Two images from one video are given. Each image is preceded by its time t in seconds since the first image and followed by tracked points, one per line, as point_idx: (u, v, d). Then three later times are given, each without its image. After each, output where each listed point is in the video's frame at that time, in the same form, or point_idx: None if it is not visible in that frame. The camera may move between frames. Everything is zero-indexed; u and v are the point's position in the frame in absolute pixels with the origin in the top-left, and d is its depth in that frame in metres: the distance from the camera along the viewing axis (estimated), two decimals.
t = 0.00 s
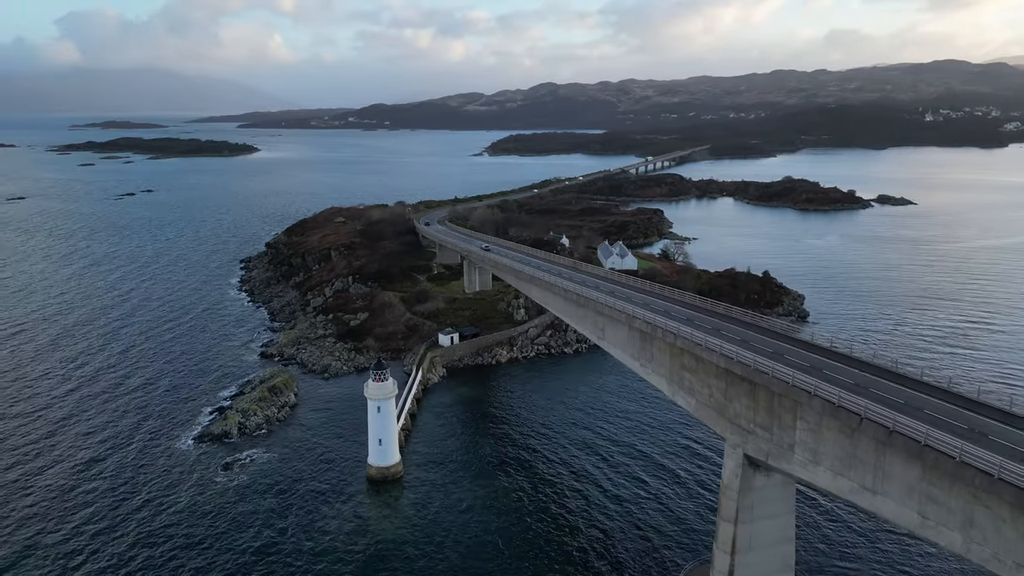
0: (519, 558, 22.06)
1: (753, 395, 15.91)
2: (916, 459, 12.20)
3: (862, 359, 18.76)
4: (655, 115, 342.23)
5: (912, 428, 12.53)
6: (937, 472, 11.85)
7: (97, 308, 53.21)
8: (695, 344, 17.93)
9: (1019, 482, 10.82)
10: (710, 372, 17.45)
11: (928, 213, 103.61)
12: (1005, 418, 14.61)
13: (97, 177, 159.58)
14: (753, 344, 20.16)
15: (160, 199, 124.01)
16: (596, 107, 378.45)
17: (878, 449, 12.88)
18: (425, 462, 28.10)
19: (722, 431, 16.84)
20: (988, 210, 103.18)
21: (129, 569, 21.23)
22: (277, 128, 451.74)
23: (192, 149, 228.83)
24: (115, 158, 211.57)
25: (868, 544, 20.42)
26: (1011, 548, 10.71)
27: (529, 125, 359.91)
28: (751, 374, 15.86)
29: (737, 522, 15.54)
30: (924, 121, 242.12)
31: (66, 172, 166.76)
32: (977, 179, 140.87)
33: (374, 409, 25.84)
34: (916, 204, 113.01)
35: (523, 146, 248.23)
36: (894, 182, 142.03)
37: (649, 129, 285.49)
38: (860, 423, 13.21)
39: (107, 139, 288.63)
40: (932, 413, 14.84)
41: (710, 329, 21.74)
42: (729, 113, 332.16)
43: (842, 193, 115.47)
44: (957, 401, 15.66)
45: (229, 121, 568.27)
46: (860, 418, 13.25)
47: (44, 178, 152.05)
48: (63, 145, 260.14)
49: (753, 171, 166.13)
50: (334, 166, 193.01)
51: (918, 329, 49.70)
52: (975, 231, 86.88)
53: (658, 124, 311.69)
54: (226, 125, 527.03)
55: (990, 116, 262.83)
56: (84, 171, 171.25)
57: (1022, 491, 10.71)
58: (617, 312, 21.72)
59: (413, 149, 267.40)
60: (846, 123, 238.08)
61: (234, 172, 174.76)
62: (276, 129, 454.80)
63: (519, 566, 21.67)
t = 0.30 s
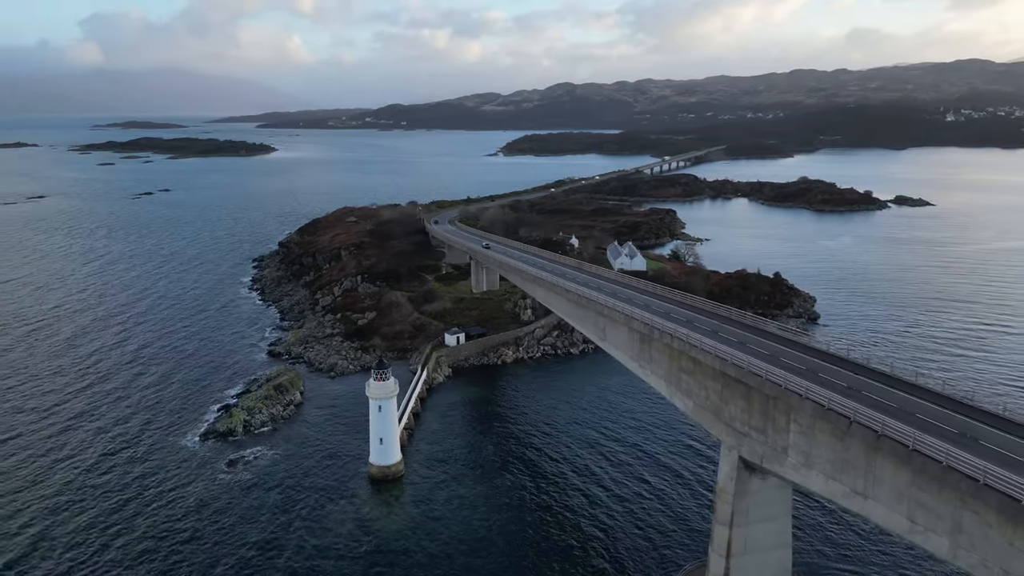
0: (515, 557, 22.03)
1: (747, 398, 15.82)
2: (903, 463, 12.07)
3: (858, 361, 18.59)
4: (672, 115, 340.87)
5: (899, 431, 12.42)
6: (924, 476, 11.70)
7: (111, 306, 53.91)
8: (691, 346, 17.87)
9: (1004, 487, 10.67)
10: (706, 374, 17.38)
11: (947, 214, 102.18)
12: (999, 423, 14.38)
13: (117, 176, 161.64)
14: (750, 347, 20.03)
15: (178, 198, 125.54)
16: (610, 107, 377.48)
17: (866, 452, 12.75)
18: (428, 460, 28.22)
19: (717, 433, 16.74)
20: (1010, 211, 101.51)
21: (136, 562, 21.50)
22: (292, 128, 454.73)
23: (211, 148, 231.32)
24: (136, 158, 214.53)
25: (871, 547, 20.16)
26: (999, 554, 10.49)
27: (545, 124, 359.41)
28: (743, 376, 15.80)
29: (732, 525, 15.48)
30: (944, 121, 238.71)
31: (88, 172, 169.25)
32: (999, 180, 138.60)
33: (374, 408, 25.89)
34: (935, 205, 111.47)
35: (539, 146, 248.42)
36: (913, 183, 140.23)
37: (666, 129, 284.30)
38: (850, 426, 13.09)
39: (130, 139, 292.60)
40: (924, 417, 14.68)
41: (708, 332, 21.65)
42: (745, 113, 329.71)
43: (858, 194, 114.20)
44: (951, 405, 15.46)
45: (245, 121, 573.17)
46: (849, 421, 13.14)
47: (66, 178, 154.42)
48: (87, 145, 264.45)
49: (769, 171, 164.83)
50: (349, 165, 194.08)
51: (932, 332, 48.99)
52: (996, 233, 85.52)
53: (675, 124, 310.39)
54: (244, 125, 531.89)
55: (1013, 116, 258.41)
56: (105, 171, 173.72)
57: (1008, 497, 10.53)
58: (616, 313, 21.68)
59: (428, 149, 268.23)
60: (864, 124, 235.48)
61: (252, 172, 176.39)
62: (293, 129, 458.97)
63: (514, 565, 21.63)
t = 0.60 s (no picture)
0: (510, 557, 22.02)
1: (739, 401, 15.77)
2: (889, 467, 11.96)
3: (852, 364, 18.49)
4: (687, 114, 339.05)
5: (885, 435, 12.32)
6: (908, 481, 11.58)
7: (125, 304, 54.62)
8: (686, 348, 17.83)
9: (987, 494, 10.55)
10: (700, 377, 17.32)
11: (965, 215, 100.99)
12: (989, 427, 14.25)
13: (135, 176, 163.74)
14: (746, 349, 19.94)
15: (193, 198, 126.86)
16: (624, 108, 376.84)
17: (854, 456, 12.65)
18: (430, 458, 28.33)
19: (711, 435, 16.67)
20: None
21: (140, 557, 21.73)
22: (307, 128, 458.02)
23: (228, 148, 233.41)
24: (155, 157, 217.28)
25: (872, 549, 19.95)
26: (984, 561, 10.36)
27: (558, 125, 359.38)
28: (735, 379, 15.75)
29: (725, 528, 15.37)
30: (963, 122, 235.84)
31: (108, 172, 171.75)
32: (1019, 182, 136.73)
33: (374, 406, 25.96)
34: (953, 206, 110.17)
35: (552, 146, 248.20)
36: (930, 184, 138.68)
37: (681, 129, 282.84)
38: (837, 430, 13.01)
39: (149, 139, 296.25)
40: (914, 421, 14.57)
41: (706, 334, 21.59)
42: (760, 113, 327.15)
43: (874, 195, 112.97)
44: (943, 409, 15.32)
45: (261, 121, 577.14)
46: (837, 425, 13.05)
47: (87, 177, 156.68)
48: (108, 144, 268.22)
49: (783, 172, 163.71)
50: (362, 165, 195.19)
51: (944, 334, 48.40)
52: (1014, 235, 84.39)
53: (690, 125, 308.76)
54: (260, 124, 537.59)
55: None
56: (124, 170, 175.85)
57: (990, 503, 10.41)
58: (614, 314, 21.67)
59: (442, 149, 269.01)
60: (880, 124, 233.23)
61: (267, 171, 178.12)
62: (308, 129, 462.14)
63: (509, 565, 21.63)
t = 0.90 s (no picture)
0: (504, 556, 22.03)
1: (731, 403, 15.70)
2: (872, 471, 11.91)
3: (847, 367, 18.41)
4: (701, 115, 337.23)
5: (872, 439, 12.25)
6: (892, 485, 11.49)
7: (137, 302, 55.24)
8: (681, 350, 17.76)
9: (968, 500, 10.44)
10: (695, 378, 17.22)
11: (982, 217, 99.71)
12: (979, 433, 14.15)
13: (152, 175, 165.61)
14: (740, 351, 19.91)
15: (209, 197, 128.06)
16: (636, 108, 375.89)
17: (841, 459, 12.56)
18: (431, 457, 28.35)
19: (705, 437, 16.58)
20: None
21: (146, 552, 21.89)
22: (320, 128, 460.66)
23: (244, 148, 235.29)
24: (172, 157, 219.59)
25: (874, 552, 19.72)
26: (968, 567, 10.21)
27: (571, 125, 359.00)
28: (727, 381, 15.71)
29: (719, 531, 15.22)
30: (982, 123, 232.73)
31: (125, 171, 173.84)
32: None
33: (374, 406, 26.02)
34: (971, 207, 108.73)
35: (567, 146, 248.04)
36: (948, 184, 137.03)
37: (696, 129, 281.22)
38: (824, 433, 12.94)
39: (167, 139, 299.66)
40: (903, 426, 14.49)
41: (703, 336, 21.55)
42: (776, 113, 324.40)
43: (890, 196, 111.68)
44: (936, 415, 15.19)
45: (277, 122, 581.52)
46: (824, 428, 12.98)
47: (105, 176, 158.78)
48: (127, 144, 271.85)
49: (798, 172, 162.48)
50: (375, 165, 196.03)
51: (958, 337, 47.79)
52: None
53: (705, 125, 306.95)
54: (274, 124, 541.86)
55: None
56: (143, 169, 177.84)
57: (970, 508, 10.33)
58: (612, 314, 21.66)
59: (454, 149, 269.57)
60: (897, 125, 230.73)
61: (281, 171, 179.50)
62: (321, 129, 464.97)
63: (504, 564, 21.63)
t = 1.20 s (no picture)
0: (500, 557, 22.04)
1: (722, 404, 15.66)
2: (856, 475, 11.86)
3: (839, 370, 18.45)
4: (715, 115, 335.43)
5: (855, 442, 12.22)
6: (875, 490, 11.42)
7: (149, 301, 55.85)
8: (675, 351, 17.72)
9: (948, 505, 10.36)
10: (687, 380, 17.18)
11: (1002, 218, 98.30)
12: (965, 437, 14.14)
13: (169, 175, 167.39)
14: (734, 353, 19.92)
15: (225, 196, 129.22)
16: (650, 108, 374.66)
17: (826, 463, 12.49)
18: (432, 458, 28.38)
19: (699, 439, 16.49)
20: None
21: (151, 549, 22.05)
22: (334, 128, 463.31)
23: (261, 147, 237.44)
24: (190, 156, 221.99)
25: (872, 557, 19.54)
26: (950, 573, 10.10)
27: (584, 125, 358.29)
28: (718, 383, 15.68)
29: (712, 534, 15.12)
30: (1003, 124, 229.42)
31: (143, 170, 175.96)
32: None
33: (374, 405, 26.07)
34: (990, 209, 107.23)
35: (582, 146, 247.48)
36: (967, 185, 135.15)
37: (712, 129, 279.44)
38: (810, 437, 12.89)
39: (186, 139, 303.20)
40: (890, 430, 14.49)
41: (698, 338, 21.57)
42: (792, 113, 321.73)
43: (906, 197, 110.45)
44: (924, 419, 15.19)
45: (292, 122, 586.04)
46: (809, 431, 12.94)
47: (124, 176, 160.80)
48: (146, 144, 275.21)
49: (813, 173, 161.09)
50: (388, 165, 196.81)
51: (971, 340, 47.11)
52: None
53: (722, 125, 304.92)
54: (289, 124, 545.74)
55: None
56: (161, 168, 179.77)
57: (949, 514, 10.26)
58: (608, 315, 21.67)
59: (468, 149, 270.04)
60: (915, 125, 228.02)
61: (295, 171, 180.68)
62: (335, 129, 467.42)
63: (499, 565, 21.66)
